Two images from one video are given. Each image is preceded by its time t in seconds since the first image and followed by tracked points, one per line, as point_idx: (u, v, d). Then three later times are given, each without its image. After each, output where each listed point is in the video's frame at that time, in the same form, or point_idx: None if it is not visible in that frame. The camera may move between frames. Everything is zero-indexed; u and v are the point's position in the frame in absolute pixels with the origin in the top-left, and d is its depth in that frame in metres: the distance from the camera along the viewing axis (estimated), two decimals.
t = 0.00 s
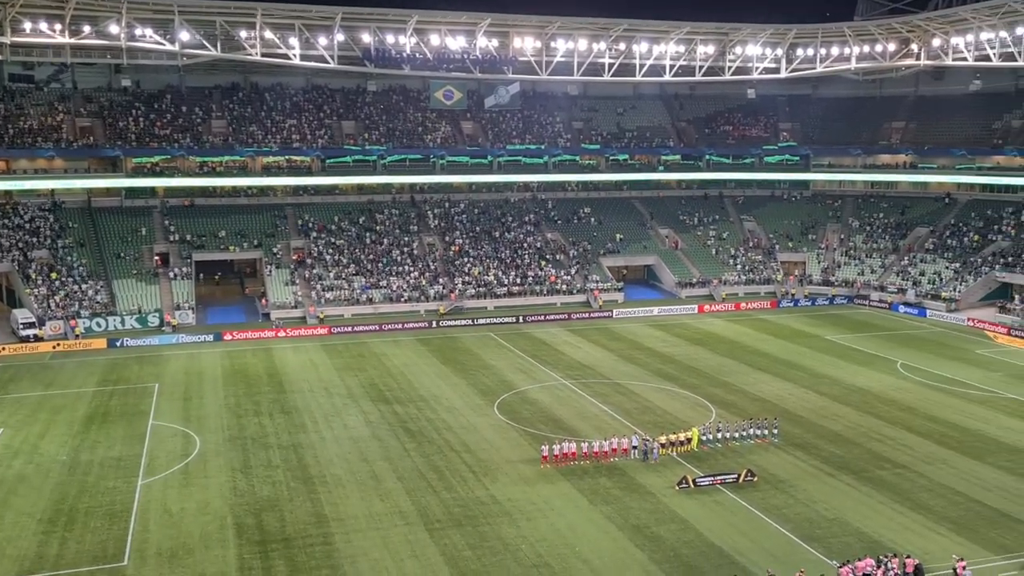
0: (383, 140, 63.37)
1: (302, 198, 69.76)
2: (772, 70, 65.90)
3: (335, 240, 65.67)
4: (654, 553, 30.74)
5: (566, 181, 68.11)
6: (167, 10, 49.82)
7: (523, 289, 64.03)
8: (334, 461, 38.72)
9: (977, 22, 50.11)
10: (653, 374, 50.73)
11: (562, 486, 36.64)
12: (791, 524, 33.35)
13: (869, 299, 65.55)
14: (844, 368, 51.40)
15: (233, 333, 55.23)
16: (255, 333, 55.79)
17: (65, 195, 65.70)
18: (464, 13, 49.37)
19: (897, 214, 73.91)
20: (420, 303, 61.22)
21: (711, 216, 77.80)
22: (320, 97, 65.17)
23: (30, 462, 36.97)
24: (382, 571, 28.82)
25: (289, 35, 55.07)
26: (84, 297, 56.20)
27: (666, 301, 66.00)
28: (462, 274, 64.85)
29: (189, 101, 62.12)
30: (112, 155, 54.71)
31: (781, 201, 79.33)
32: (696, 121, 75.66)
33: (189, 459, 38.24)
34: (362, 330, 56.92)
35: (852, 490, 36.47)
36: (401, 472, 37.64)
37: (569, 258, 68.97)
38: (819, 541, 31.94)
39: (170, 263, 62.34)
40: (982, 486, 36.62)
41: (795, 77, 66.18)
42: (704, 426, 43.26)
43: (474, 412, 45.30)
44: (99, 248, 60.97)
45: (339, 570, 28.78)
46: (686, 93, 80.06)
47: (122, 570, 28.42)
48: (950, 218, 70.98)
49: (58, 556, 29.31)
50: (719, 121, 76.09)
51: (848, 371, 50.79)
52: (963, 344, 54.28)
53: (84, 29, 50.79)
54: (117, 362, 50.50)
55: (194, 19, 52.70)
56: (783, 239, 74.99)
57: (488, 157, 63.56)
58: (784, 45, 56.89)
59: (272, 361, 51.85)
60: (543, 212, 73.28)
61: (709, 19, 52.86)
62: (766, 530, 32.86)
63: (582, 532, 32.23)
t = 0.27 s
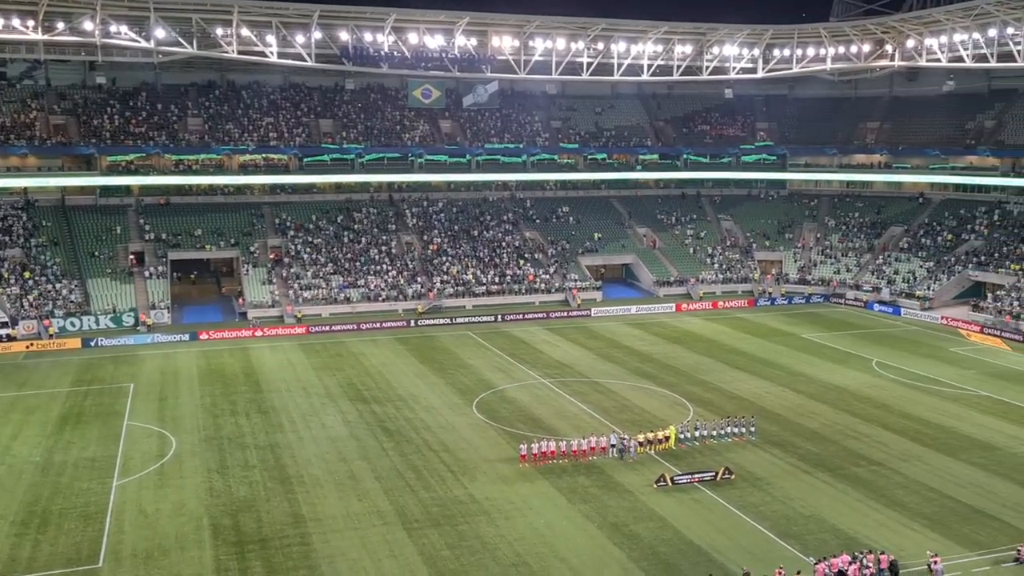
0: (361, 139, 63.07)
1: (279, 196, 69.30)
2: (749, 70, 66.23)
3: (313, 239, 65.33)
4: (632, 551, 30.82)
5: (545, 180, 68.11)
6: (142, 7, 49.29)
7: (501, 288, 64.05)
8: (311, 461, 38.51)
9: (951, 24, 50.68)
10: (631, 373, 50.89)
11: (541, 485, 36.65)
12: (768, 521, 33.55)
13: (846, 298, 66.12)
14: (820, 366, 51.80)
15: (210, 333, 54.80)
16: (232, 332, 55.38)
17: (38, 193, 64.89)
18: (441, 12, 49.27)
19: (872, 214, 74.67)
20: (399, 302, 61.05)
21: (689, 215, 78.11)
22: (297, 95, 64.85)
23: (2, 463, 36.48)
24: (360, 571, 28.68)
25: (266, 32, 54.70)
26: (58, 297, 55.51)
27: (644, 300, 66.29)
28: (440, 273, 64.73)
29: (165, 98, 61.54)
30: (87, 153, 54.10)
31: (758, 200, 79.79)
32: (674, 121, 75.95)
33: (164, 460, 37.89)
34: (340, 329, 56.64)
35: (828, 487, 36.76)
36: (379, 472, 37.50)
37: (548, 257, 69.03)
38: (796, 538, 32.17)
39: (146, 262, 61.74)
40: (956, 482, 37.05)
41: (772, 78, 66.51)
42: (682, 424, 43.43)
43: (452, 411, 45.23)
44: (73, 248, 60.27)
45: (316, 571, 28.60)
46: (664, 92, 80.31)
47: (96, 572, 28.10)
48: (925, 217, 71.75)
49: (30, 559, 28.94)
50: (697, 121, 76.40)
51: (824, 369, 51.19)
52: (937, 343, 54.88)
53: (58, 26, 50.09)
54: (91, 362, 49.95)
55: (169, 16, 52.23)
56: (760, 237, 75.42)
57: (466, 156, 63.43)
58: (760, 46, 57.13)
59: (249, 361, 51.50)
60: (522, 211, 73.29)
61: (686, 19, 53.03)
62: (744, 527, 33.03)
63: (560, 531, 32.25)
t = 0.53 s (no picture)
0: (338, 139, 62.69)
1: (255, 196, 68.75)
2: (724, 72, 66.86)
3: (290, 239, 64.90)
4: (609, 550, 31.06)
5: (523, 180, 68.23)
6: (115, 5, 48.71)
7: (479, 288, 64.10)
8: (288, 462, 38.33)
9: (921, 28, 51.60)
10: (609, 372, 51.21)
11: (519, 484, 36.80)
12: (744, 519, 33.96)
13: (819, 297, 66.93)
14: (794, 364, 52.45)
15: (184, 333, 54.34)
16: (207, 333, 54.93)
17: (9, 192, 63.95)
18: (419, 12, 49.16)
19: (846, 214, 75.81)
20: (376, 302, 60.88)
21: (665, 215, 78.67)
22: (273, 94, 64.41)
23: None
24: (338, 572, 28.62)
25: (242, 30, 54.32)
26: (29, 297, 54.67)
27: (621, 299, 66.68)
28: (418, 273, 64.64)
29: (139, 96, 60.86)
30: (58, 151, 53.36)
31: (733, 201, 80.55)
32: (650, 122, 76.49)
33: (139, 462, 37.54)
34: (317, 330, 56.36)
35: (802, 484, 37.28)
36: (357, 472, 37.42)
37: (526, 257, 69.16)
38: (771, 535, 32.59)
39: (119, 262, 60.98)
40: (926, 478, 37.72)
41: (746, 79, 67.13)
42: (659, 422, 43.80)
43: (431, 411, 45.23)
44: (45, 248, 59.45)
45: (294, 572, 28.51)
46: (641, 93, 80.80)
47: None
48: (896, 218, 72.90)
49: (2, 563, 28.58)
50: (673, 122, 77.00)
51: (799, 368, 51.86)
52: (907, 341, 55.76)
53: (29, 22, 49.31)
54: (64, 363, 49.36)
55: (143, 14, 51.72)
56: (736, 238, 75.89)
57: (444, 156, 63.34)
58: (736, 48, 57.60)
59: (224, 361, 51.13)
60: (500, 211, 73.41)
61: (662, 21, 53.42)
62: (720, 524, 33.42)
63: (538, 530, 32.41)
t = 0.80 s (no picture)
0: (316, 139, 62.38)
1: (232, 196, 68.20)
2: (703, 74, 67.11)
3: (268, 239, 64.50)
4: (588, 550, 31.07)
5: (502, 180, 68.13)
6: (89, 3, 48.13)
7: (458, 289, 63.96)
8: (266, 464, 38.06)
9: (897, 31, 52.06)
10: (587, 373, 51.27)
11: (498, 485, 36.74)
12: (722, 518, 34.10)
13: (796, 298, 67.35)
14: (772, 364, 52.76)
15: (159, 334, 53.87)
16: (183, 333, 54.45)
17: None
18: (398, 12, 48.97)
19: (823, 215, 76.44)
20: (354, 303, 60.62)
21: (644, 216, 78.90)
22: (250, 94, 63.98)
23: None
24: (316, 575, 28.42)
25: (219, 29, 53.93)
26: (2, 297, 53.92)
27: (600, 300, 66.80)
28: (397, 273, 64.42)
29: (114, 95, 60.23)
30: (31, 150, 52.67)
31: (712, 201, 80.92)
32: (629, 123, 76.68)
33: (114, 464, 37.15)
34: (294, 330, 56.06)
35: (779, 484, 37.50)
36: (336, 474, 37.23)
37: (504, 258, 69.19)
38: (749, 534, 32.74)
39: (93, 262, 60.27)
40: (902, 477, 38.05)
41: (724, 81, 67.41)
42: (637, 423, 43.90)
43: (409, 412, 45.09)
44: (18, 248, 58.69)
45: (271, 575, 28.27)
46: (619, 94, 80.98)
47: None
48: (872, 219, 73.62)
49: None
50: (652, 122, 77.23)
51: (776, 368, 52.18)
52: (883, 341, 56.22)
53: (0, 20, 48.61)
54: (37, 364, 48.78)
55: (118, 12, 51.18)
56: (714, 238, 76.28)
57: (422, 156, 63.17)
58: (714, 49, 57.81)
59: (200, 363, 50.70)
60: (479, 212, 73.34)
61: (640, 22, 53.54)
62: (699, 524, 33.54)
63: (518, 531, 32.36)
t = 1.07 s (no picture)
0: (295, 139, 62.33)
1: (210, 196, 67.91)
2: (683, 75, 67.23)
3: (246, 240, 64.31)
4: (568, 550, 31.00)
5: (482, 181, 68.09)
6: (64, 2, 47.77)
7: (437, 289, 63.89)
8: (244, 465, 37.84)
9: (875, 33, 52.27)
10: (567, 373, 51.24)
11: (477, 486, 36.63)
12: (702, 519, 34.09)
13: (775, 299, 67.23)
14: (751, 365, 52.85)
15: (137, 334, 53.76)
16: (160, 334, 54.15)
17: None
18: (376, 12, 48.90)
19: (802, 216, 76.75)
20: (333, 304, 60.48)
21: (624, 217, 79.00)
22: (228, 94, 63.80)
23: None
24: None
25: (196, 29, 53.67)
26: None
27: (580, 301, 66.84)
28: (376, 274, 64.28)
29: (90, 95, 59.87)
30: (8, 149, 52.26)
31: (692, 202, 81.12)
32: (609, 124, 76.80)
33: (90, 466, 36.86)
34: (273, 331, 55.87)
35: (758, 484, 37.54)
36: (314, 475, 37.04)
37: (484, 258, 69.30)
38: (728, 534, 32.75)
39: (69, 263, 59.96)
40: (880, 477, 38.18)
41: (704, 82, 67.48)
42: (617, 423, 43.86)
43: (388, 413, 44.94)
44: None
45: None
46: (599, 95, 81.04)
47: None
48: (850, 220, 74.02)
49: None
50: (632, 123, 77.39)
51: (755, 368, 52.25)
52: (861, 342, 56.26)
53: None
54: (13, 365, 48.41)
55: (94, 11, 50.82)
56: (694, 239, 76.54)
57: (402, 157, 63.02)
58: (693, 51, 57.88)
59: (178, 364, 50.38)
60: (458, 213, 73.25)
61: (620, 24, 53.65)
62: (678, 525, 33.53)
63: (497, 532, 32.26)
